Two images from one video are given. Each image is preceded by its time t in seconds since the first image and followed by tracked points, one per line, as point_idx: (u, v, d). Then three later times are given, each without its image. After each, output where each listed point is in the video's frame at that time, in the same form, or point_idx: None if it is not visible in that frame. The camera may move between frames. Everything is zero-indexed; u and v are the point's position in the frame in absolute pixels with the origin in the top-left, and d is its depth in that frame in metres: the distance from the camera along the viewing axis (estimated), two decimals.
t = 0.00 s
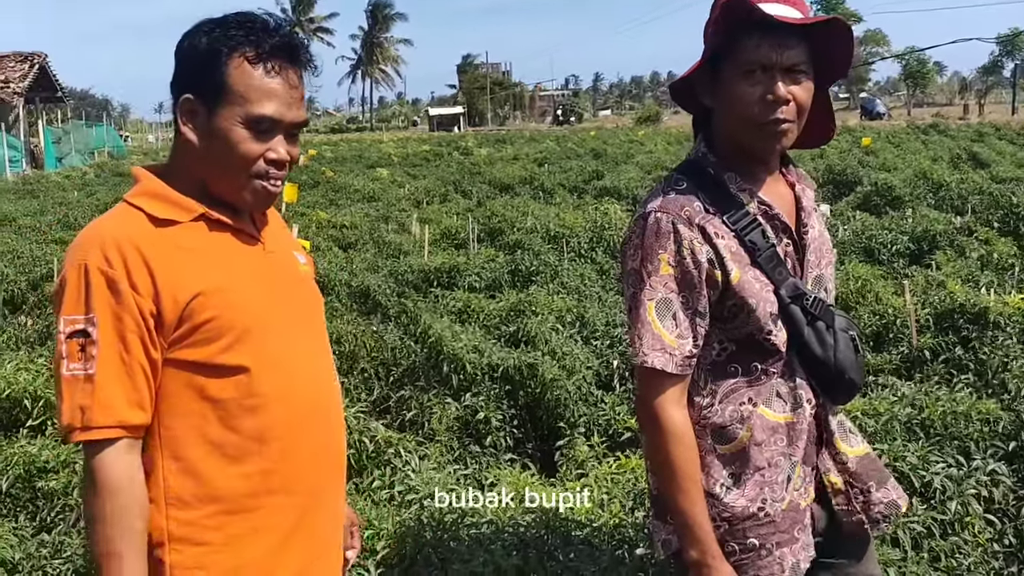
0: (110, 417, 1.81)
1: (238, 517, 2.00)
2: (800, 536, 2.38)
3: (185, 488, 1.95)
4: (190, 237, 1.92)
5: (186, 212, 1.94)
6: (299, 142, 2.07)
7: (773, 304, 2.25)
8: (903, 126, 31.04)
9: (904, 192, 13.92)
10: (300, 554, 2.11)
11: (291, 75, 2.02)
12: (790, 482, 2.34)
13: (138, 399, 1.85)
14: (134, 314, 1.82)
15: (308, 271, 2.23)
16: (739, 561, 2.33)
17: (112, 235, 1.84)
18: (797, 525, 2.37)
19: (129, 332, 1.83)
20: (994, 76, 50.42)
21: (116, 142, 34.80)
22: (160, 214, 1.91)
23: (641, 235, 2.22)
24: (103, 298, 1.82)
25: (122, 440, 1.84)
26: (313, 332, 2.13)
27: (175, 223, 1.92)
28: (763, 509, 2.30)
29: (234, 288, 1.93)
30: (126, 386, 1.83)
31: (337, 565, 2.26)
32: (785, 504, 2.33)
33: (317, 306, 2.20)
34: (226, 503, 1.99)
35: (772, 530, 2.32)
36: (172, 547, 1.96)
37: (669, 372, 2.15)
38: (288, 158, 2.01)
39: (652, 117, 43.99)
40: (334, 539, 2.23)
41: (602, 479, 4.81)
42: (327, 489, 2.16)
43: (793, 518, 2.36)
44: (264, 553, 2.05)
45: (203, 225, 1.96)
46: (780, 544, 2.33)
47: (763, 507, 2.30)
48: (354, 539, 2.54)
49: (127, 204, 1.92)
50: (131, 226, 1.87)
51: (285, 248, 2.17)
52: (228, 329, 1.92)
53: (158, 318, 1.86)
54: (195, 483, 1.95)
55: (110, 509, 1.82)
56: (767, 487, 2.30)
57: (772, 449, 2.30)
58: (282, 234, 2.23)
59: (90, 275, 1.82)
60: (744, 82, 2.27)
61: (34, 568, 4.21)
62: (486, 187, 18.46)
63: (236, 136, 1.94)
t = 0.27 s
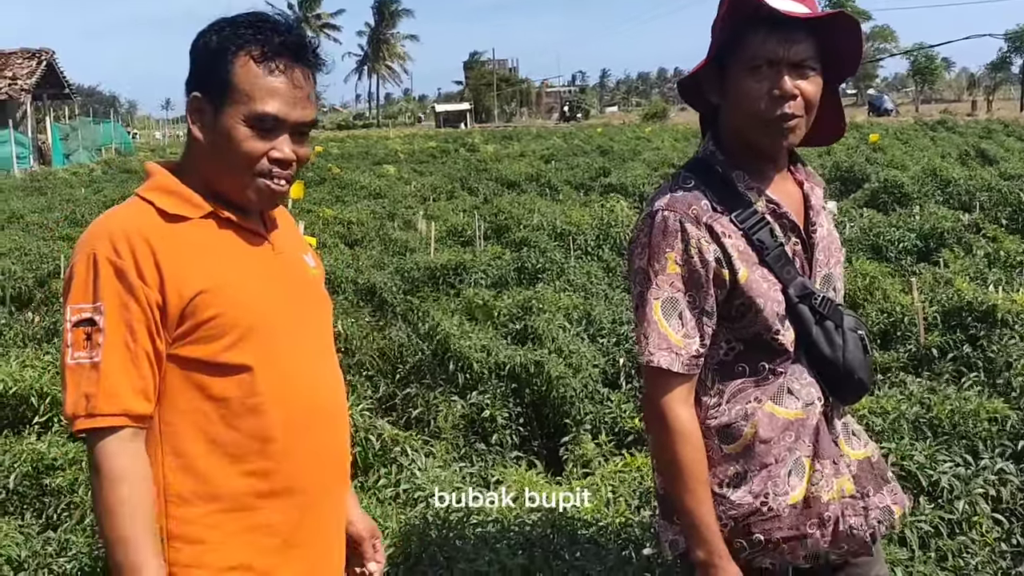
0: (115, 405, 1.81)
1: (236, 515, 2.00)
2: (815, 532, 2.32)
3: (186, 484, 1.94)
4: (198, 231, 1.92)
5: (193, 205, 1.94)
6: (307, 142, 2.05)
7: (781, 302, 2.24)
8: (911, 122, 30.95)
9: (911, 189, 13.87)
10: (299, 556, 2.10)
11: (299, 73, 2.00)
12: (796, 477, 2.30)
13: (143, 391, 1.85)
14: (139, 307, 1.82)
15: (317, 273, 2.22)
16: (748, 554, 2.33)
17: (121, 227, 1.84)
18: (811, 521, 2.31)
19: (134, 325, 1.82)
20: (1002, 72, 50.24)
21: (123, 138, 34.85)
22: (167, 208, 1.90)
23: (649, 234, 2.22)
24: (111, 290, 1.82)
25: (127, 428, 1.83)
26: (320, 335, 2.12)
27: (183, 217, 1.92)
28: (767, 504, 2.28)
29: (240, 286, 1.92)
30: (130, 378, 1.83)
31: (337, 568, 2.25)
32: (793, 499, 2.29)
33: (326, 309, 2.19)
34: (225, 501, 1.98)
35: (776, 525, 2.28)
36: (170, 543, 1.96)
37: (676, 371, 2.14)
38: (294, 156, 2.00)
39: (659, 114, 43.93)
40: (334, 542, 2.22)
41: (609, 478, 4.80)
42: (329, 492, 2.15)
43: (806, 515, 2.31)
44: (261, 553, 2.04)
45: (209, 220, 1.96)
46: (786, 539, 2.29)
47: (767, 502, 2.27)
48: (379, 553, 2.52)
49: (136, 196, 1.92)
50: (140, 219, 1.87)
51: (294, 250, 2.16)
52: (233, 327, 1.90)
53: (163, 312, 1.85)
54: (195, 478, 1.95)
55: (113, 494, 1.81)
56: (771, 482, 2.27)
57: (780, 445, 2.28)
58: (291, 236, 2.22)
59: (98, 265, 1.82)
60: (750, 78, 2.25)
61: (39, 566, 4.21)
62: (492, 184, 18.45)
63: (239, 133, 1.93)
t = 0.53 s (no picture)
0: (104, 397, 1.81)
1: (231, 512, 1.98)
2: (821, 537, 2.27)
3: (180, 479, 1.93)
4: (192, 225, 1.92)
5: (186, 199, 1.94)
6: (290, 125, 2.03)
7: (789, 298, 2.22)
8: (920, 117, 30.82)
9: (921, 184, 13.81)
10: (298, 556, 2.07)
11: (271, 54, 1.98)
12: (803, 477, 2.26)
13: (135, 383, 1.84)
14: (129, 300, 1.82)
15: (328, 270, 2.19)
16: (753, 558, 2.28)
17: (114, 220, 1.85)
18: (818, 525, 2.26)
19: (125, 318, 1.82)
20: (1012, 67, 50.01)
21: (132, 134, 34.88)
22: (161, 201, 1.90)
23: (654, 229, 2.20)
24: (104, 282, 1.82)
25: (117, 419, 1.84)
26: (323, 332, 2.10)
27: (177, 210, 1.91)
28: (774, 505, 2.24)
29: (232, 280, 1.91)
30: (120, 370, 1.83)
31: (342, 570, 2.21)
32: (800, 500, 2.25)
33: (332, 306, 2.16)
34: (219, 497, 1.97)
35: (783, 526, 2.24)
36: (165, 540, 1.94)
37: (681, 367, 2.13)
38: (270, 141, 1.97)
39: (666, 109, 43.85)
40: (338, 543, 2.18)
41: (615, 475, 4.78)
42: (329, 492, 2.12)
43: (813, 518, 2.26)
44: (257, 552, 2.02)
45: (205, 214, 1.95)
46: (793, 543, 2.24)
47: (774, 503, 2.24)
48: (390, 554, 2.49)
49: (135, 192, 1.93)
50: (135, 211, 1.87)
51: (303, 246, 2.13)
52: (224, 321, 1.89)
53: (155, 305, 1.85)
54: (189, 474, 1.94)
55: (103, 483, 1.82)
56: (777, 481, 2.23)
57: (786, 443, 2.24)
58: (303, 232, 2.19)
59: (92, 258, 1.83)
60: (756, 69, 2.23)
61: (46, 562, 4.21)
62: (499, 180, 18.43)
63: (215, 121, 1.94)
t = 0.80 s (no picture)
0: (92, 392, 1.83)
1: (223, 511, 1.96)
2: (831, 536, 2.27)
3: (172, 477, 1.93)
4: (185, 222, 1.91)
5: (178, 195, 1.94)
6: (269, 111, 2.01)
7: (799, 295, 2.21)
8: (930, 114, 30.70)
9: (931, 180, 13.75)
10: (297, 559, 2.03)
11: (241, 40, 1.98)
12: (815, 476, 2.25)
13: (123, 379, 1.85)
14: (117, 296, 1.83)
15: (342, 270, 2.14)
16: (763, 556, 2.26)
17: (106, 217, 1.87)
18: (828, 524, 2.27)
19: (113, 314, 1.83)
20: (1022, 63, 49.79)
21: (140, 132, 34.94)
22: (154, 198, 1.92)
23: (663, 225, 2.18)
24: (94, 279, 1.84)
25: (104, 414, 1.84)
26: (327, 330, 2.06)
27: (169, 208, 1.91)
28: (786, 504, 2.22)
29: (223, 277, 1.89)
30: (108, 366, 1.84)
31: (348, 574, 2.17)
32: (812, 500, 2.24)
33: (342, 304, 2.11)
34: (213, 495, 1.95)
35: (795, 525, 2.23)
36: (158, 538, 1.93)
37: (689, 364, 2.11)
38: (246, 124, 1.97)
39: (674, 106, 43.77)
40: (341, 546, 2.14)
41: (626, 472, 4.77)
42: (329, 494, 2.08)
43: (824, 517, 2.26)
44: (254, 554, 1.99)
45: (201, 211, 1.94)
46: (805, 541, 2.23)
47: (786, 501, 2.22)
48: (402, 555, 2.47)
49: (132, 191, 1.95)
50: (126, 208, 1.89)
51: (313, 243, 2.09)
52: (214, 318, 1.88)
53: (144, 302, 1.85)
54: (182, 473, 1.93)
55: (91, 480, 1.82)
56: (789, 480, 2.22)
57: (798, 441, 2.23)
58: (319, 229, 2.15)
59: (87, 255, 1.85)
60: (766, 63, 2.22)
61: (58, 559, 4.22)
62: (508, 177, 18.41)
63: (194, 112, 1.97)
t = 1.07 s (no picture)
0: (95, 402, 1.82)
1: (231, 517, 1.94)
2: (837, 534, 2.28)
3: (178, 484, 1.92)
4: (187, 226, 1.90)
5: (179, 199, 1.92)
6: (256, 109, 1.97)
7: (807, 294, 2.20)
8: (938, 111, 30.62)
9: (939, 178, 13.71)
10: (306, 565, 2.01)
11: (223, 40, 1.95)
12: (822, 475, 2.25)
13: (127, 388, 1.84)
14: (120, 304, 1.82)
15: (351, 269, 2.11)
16: (768, 553, 2.28)
17: (107, 224, 1.85)
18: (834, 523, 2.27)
19: (116, 322, 1.82)
20: None
21: (147, 130, 35.00)
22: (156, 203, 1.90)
23: (671, 224, 2.18)
24: (96, 286, 1.83)
25: (111, 423, 1.84)
26: (332, 332, 2.04)
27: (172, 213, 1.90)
28: (792, 502, 2.23)
29: (226, 282, 1.87)
30: (112, 374, 1.83)
31: None
32: (818, 499, 2.25)
33: (350, 305, 2.09)
34: (221, 502, 1.94)
35: (801, 524, 2.24)
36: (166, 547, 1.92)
37: (695, 362, 2.11)
38: (231, 124, 1.93)
39: (680, 104, 43.71)
40: (351, 551, 2.12)
41: (634, 471, 4.76)
42: (338, 499, 2.06)
43: (830, 516, 2.27)
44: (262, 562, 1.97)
45: (203, 215, 1.93)
46: (810, 540, 2.25)
47: (792, 500, 2.23)
48: (439, 564, 2.36)
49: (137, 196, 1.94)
50: (130, 213, 1.88)
51: (321, 242, 2.07)
52: (217, 325, 1.86)
53: (147, 309, 1.84)
54: (189, 480, 1.92)
55: (100, 493, 1.81)
56: (795, 479, 2.23)
57: (805, 440, 2.23)
58: (327, 227, 2.13)
59: (89, 262, 1.84)
60: (773, 61, 2.22)
61: (68, 556, 4.24)
62: (514, 175, 18.40)
63: (182, 114, 1.95)
